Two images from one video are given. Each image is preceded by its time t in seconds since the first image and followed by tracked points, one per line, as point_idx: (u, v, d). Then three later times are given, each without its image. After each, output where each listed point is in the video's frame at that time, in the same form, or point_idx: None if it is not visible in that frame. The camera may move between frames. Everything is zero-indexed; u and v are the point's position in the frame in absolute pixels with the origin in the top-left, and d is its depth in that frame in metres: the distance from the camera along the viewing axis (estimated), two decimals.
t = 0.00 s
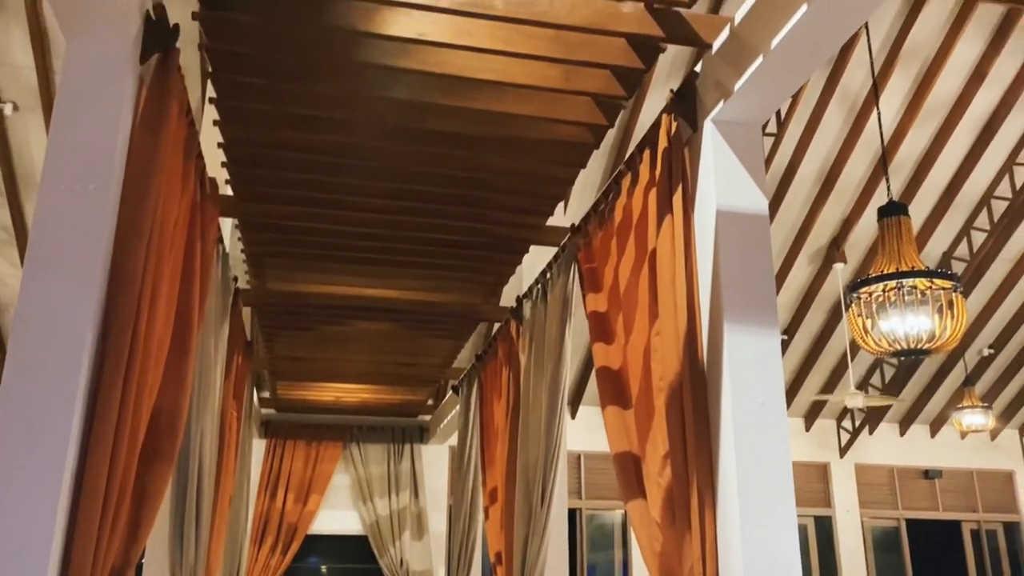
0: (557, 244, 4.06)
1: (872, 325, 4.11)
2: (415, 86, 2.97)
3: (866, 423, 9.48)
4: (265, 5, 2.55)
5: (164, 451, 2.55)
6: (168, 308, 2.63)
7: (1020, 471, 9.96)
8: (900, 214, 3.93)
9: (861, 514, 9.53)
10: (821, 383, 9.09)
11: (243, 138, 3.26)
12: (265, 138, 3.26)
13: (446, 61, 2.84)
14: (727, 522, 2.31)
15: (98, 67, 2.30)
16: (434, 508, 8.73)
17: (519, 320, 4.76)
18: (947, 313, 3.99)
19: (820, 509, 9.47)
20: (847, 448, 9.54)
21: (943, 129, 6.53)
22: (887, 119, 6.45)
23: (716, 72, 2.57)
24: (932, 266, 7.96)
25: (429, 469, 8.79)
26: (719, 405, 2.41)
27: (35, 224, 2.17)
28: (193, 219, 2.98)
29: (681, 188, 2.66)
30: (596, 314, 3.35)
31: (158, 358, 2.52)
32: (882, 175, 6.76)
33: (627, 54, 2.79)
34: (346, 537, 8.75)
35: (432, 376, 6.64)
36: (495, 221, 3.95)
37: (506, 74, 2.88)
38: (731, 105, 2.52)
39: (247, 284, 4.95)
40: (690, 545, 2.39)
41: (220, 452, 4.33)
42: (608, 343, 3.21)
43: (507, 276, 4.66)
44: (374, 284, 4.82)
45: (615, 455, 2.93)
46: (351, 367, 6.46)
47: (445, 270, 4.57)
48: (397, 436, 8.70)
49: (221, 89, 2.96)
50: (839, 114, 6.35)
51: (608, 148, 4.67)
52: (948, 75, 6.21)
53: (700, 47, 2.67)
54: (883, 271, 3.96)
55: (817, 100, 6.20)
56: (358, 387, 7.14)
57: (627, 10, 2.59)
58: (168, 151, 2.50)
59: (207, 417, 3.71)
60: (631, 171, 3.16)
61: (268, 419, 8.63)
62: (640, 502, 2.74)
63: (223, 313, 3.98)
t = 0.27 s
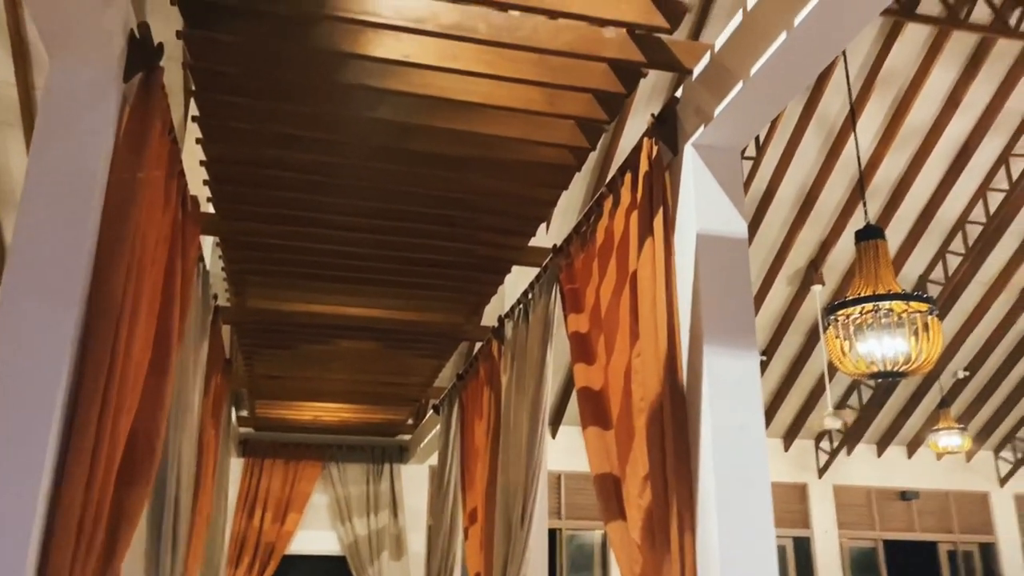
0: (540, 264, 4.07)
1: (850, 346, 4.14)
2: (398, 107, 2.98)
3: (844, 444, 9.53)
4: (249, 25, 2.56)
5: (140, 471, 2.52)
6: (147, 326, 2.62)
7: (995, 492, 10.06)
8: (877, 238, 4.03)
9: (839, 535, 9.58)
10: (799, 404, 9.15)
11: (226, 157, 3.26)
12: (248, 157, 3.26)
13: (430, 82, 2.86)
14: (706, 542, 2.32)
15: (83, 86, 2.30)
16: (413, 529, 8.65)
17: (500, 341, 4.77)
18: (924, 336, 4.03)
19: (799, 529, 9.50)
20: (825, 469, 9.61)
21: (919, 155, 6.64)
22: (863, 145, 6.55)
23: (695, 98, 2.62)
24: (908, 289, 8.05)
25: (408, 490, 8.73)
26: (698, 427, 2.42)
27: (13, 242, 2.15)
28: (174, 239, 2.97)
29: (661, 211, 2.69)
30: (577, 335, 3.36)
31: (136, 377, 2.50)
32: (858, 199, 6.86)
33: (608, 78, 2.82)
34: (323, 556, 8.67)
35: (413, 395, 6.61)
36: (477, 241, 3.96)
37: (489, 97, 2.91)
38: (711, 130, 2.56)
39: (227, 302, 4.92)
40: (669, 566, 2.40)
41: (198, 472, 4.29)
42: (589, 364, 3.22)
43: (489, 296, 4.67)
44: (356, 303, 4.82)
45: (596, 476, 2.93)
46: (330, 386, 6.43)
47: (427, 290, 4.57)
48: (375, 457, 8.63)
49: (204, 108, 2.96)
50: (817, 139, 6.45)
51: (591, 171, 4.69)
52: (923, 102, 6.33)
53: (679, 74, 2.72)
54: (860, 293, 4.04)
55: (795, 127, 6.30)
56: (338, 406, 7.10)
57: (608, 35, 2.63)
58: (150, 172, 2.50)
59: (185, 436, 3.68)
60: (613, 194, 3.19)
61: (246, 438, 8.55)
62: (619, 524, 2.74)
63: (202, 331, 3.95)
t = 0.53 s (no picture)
0: (489, 273, 4.08)
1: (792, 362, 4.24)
2: (351, 111, 2.96)
3: (781, 458, 9.74)
4: (201, 22, 2.52)
5: (73, 477, 2.45)
6: (85, 326, 2.55)
7: (924, 507, 10.38)
8: (819, 256, 4.12)
9: (775, 547, 9.78)
10: (740, 417, 9.29)
11: (172, 155, 3.19)
12: (195, 155, 3.20)
13: (384, 87, 2.85)
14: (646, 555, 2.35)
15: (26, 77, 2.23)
16: (353, 537, 8.58)
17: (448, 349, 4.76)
18: (862, 353, 4.14)
19: (737, 542, 9.64)
20: (763, 482, 9.81)
21: (860, 178, 6.84)
22: (808, 165, 6.72)
23: (647, 114, 2.65)
24: (848, 307, 8.26)
25: (349, 497, 8.69)
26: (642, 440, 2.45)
27: None
28: (115, 239, 2.89)
29: (612, 225, 2.72)
30: (524, 345, 3.37)
31: (72, 379, 2.43)
32: (801, 218, 7.03)
33: (563, 91, 2.85)
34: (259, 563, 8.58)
35: (357, 402, 6.55)
36: (427, 249, 3.95)
37: (444, 105, 2.91)
38: (662, 147, 2.59)
39: (169, 303, 4.82)
40: None
41: (133, 477, 4.18)
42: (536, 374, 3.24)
43: (438, 303, 4.65)
44: (302, 308, 4.75)
45: (540, 486, 2.94)
46: (273, 391, 6.33)
47: (375, 296, 4.54)
48: (317, 465, 8.37)
49: (150, 104, 2.90)
50: (763, 158, 6.59)
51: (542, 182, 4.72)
52: (866, 126, 6.52)
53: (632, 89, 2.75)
54: (802, 311, 4.12)
55: (742, 145, 6.44)
56: (279, 412, 6.98)
57: (563, 49, 2.65)
58: (92, 169, 2.43)
59: (120, 440, 3.58)
60: (564, 206, 3.22)
61: (183, 442, 8.11)
62: (561, 534, 2.76)
63: (142, 332, 3.86)
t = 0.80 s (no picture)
0: (428, 271, 4.06)
1: (724, 367, 4.32)
2: (293, 101, 2.92)
3: (709, 460, 9.93)
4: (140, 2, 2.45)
5: None
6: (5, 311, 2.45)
7: (844, 511, 10.72)
8: (752, 264, 4.24)
9: (701, 548, 9.97)
10: (672, 419, 9.43)
11: (104, 138, 3.10)
12: (128, 139, 3.11)
13: (327, 79, 2.81)
14: (575, 556, 2.36)
15: None
16: (280, 534, 8.43)
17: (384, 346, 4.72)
18: (790, 359, 4.25)
19: (664, 542, 9.80)
20: (691, 483, 9.98)
21: (794, 188, 7.03)
22: (744, 174, 6.87)
23: (591, 117, 2.68)
24: (778, 314, 8.46)
25: (277, 493, 8.48)
26: (575, 440, 2.47)
27: None
28: (40, 223, 2.77)
29: (552, 226, 2.74)
30: (461, 344, 3.35)
31: None
32: (736, 226, 7.19)
33: (508, 91, 2.85)
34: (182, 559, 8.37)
35: (289, 397, 6.45)
36: (366, 244, 3.91)
37: (387, 99, 2.88)
38: (604, 151, 2.62)
39: (95, 290, 4.66)
40: None
41: (51, 469, 4.03)
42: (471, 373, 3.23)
43: (375, 299, 4.61)
44: (235, 300, 4.65)
45: (472, 485, 2.94)
46: (202, 384, 6.18)
47: (311, 290, 4.47)
48: (244, 459, 8.28)
49: (82, 84, 2.81)
50: (701, 166, 6.73)
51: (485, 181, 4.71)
52: (801, 138, 6.70)
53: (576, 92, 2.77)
54: (734, 316, 4.22)
55: (682, 152, 6.56)
56: (208, 405, 6.81)
57: (510, 49, 2.66)
58: (19, 149, 2.34)
59: (39, 430, 3.45)
60: (506, 206, 3.22)
61: (104, 434, 7.79)
62: (492, 533, 2.76)
63: (65, 319, 3.73)
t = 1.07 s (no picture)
0: (376, 260, 4.02)
1: (668, 362, 4.37)
2: (241, 83, 2.85)
3: (652, 454, 10.04)
4: None
5: None
6: None
7: (781, 506, 10.96)
8: (697, 261, 4.31)
9: (642, 541, 10.09)
10: (617, 413, 9.51)
11: (41, 114, 2.99)
12: (67, 116, 3.01)
13: (277, 61, 2.76)
14: (517, 547, 2.37)
15: None
16: (220, 523, 8.27)
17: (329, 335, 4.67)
18: (731, 357, 4.30)
19: (605, 535, 9.90)
20: (634, 477, 10.09)
21: (740, 188, 7.14)
22: (693, 174, 6.95)
23: (542, 110, 2.68)
24: (722, 312, 8.57)
25: (218, 481, 8.30)
26: (519, 431, 2.48)
27: None
28: None
29: (502, 217, 2.73)
30: (408, 334, 3.33)
31: None
32: (684, 224, 7.27)
33: (460, 81, 2.83)
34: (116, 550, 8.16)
35: (230, 385, 6.33)
36: (314, 231, 3.85)
37: (337, 83, 2.84)
38: (555, 144, 2.62)
39: (29, 271, 4.51)
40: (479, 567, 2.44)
41: None
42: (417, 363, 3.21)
43: (321, 287, 4.55)
44: (176, 285, 4.54)
45: (414, 476, 2.92)
46: (140, 370, 6.03)
47: (255, 277, 4.39)
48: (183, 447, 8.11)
49: (19, 57, 2.70)
50: (652, 164, 6.80)
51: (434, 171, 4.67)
52: (749, 140, 6.81)
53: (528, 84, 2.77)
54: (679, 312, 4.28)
55: (633, 149, 6.63)
56: (146, 391, 6.65)
57: (463, 38, 2.64)
58: None
59: None
60: (456, 196, 3.20)
61: (37, 421, 7.64)
62: (433, 524, 2.75)
63: None
